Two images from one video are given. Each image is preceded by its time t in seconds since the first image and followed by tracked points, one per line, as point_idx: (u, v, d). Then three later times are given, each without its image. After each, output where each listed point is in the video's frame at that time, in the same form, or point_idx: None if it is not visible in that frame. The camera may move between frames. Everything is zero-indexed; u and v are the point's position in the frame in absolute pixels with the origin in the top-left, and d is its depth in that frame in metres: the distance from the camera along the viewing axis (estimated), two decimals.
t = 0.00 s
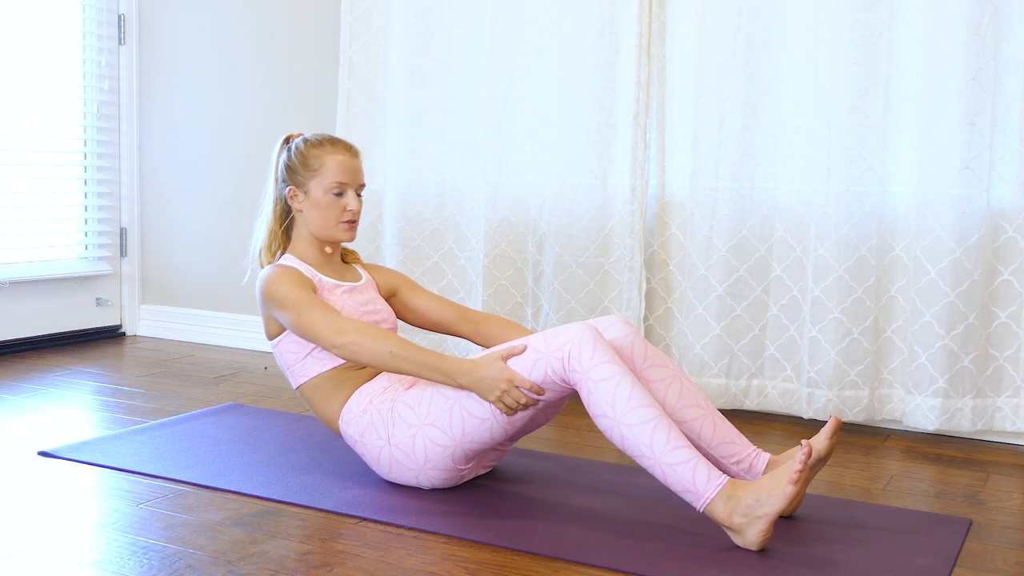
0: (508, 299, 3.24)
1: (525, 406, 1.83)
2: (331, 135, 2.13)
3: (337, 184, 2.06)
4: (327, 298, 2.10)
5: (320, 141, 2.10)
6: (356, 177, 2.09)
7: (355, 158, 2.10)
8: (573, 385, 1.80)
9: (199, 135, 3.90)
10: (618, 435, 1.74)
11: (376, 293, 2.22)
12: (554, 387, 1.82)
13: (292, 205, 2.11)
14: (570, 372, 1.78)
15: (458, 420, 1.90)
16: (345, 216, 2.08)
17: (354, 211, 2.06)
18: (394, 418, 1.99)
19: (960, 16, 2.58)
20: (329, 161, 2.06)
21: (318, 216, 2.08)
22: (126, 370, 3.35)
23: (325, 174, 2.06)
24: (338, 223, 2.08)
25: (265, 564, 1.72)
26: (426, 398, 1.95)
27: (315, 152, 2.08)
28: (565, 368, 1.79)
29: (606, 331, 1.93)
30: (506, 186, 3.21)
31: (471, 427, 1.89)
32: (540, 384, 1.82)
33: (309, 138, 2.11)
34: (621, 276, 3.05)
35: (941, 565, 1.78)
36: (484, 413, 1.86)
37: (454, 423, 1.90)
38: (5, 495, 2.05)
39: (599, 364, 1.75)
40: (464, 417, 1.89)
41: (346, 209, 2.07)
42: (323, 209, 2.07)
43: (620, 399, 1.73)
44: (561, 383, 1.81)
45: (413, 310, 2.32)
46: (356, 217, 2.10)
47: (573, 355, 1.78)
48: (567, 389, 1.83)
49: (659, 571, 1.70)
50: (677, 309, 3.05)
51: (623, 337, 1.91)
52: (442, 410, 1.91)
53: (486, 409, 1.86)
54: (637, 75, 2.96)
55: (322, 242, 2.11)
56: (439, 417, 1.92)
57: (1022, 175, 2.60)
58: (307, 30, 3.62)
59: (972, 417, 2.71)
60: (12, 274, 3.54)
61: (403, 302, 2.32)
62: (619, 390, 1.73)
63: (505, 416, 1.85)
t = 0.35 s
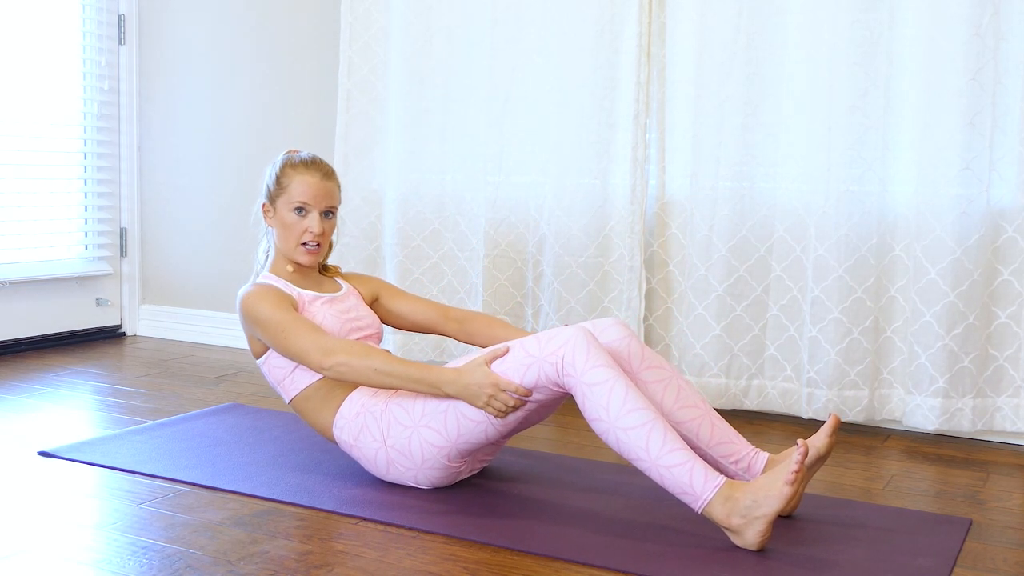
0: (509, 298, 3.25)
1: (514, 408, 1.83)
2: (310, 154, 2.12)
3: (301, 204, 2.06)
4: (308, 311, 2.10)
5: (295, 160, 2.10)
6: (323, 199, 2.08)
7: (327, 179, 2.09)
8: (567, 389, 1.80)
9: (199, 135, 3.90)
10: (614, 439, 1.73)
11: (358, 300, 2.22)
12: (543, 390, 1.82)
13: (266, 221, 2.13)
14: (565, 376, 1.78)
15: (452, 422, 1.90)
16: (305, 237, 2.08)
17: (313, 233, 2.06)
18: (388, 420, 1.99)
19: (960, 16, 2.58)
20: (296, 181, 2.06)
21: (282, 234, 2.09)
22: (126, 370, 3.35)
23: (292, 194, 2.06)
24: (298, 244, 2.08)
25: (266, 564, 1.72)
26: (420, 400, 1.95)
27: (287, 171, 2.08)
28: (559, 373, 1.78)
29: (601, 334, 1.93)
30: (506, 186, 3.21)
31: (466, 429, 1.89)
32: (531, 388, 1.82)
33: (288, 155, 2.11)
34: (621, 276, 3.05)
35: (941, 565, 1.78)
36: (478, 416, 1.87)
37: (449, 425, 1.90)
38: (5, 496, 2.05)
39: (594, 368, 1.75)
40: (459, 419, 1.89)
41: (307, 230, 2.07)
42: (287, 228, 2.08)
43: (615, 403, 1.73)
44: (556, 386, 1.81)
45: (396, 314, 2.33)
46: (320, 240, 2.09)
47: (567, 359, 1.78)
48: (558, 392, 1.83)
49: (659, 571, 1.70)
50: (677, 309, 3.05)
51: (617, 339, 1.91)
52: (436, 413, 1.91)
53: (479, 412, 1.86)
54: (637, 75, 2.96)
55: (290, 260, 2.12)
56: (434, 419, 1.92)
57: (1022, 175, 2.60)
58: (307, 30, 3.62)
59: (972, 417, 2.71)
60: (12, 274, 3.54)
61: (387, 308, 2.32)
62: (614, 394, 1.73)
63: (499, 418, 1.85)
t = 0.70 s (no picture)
0: (509, 298, 3.25)
1: (512, 407, 1.83)
2: (299, 157, 2.12)
3: (292, 209, 2.06)
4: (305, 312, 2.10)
5: (285, 164, 2.09)
6: (315, 203, 2.08)
7: (317, 183, 2.09)
8: (567, 389, 1.80)
9: (199, 134, 3.90)
10: (613, 439, 1.73)
11: (353, 301, 2.23)
12: (542, 390, 1.82)
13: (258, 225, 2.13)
14: (565, 377, 1.78)
15: (451, 420, 1.90)
16: (298, 242, 2.08)
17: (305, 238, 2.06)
18: (388, 419, 1.99)
19: (960, 16, 2.58)
20: (287, 186, 2.06)
21: (275, 239, 2.09)
22: (126, 371, 3.35)
23: (282, 199, 2.06)
24: (291, 249, 2.08)
25: (265, 563, 1.72)
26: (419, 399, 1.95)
27: (278, 175, 2.08)
28: (559, 373, 1.78)
29: (601, 334, 1.92)
30: (507, 186, 3.21)
31: (466, 428, 1.89)
32: (531, 389, 1.82)
33: (278, 159, 2.11)
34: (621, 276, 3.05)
35: (941, 565, 1.78)
36: (477, 415, 1.87)
37: (448, 423, 1.90)
38: (5, 496, 2.05)
39: (594, 368, 1.75)
40: (458, 418, 1.89)
41: (299, 236, 2.07)
42: (279, 233, 2.08)
43: (615, 403, 1.73)
44: (555, 386, 1.81)
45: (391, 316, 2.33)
46: (313, 244, 2.09)
47: (567, 359, 1.77)
48: (556, 392, 1.83)
49: (659, 571, 1.70)
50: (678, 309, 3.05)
51: (616, 339, 1.91)
52: (435, 411, 1.91)
53: (478, 411, 1.86)
54: (637, 75, 2.96)
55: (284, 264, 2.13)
56: (433, 418, 1.92)
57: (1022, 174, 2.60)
58: (307, 30, 3.62)
59: (972, 417, 2.71)
60: (12, 274, 3.54)
61: (382, 310, 2.32)
62: (614, 394, 1.73)
63: (498, 417, 1.85)
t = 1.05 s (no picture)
0: (509, 299, 3.25)
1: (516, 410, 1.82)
2: (311, 143, 2.13)
3: (321, 192, 2.07)
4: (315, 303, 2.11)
5: (302, 150, 2.10)
6: (340, 185, 2.10)
7: (338, 167, 2.11)
8: (569, 387, 1.80)
9: (199, 134, 3.90)
10: (615, 438, 1.74)
11: (361, 292, 2.23)
12: (545, 388, 1.82)
13: (275, 213, 2.11)
14: (568, 375, 1.78)
15: (456, 422, 1.89)
16: (328, 225, 2.09)
17: (337, 219, 2.07)
18: (393, 419, 1.99)
19: (960, 16, 2.58)
20: (312, 170, 2.07)
21: (301, 224, 2.08)
22: (126, 371, 3.35)
23: (308, 183, 2.06)
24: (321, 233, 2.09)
25: (266, 564, 1.72)
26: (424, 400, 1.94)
27: (299, 161, 2.08)
28: (562, 372, 1.79)
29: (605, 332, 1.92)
30: (507, 187, 3.21)
31: (471, 430, 1.89)
32: (534, 388, 1.82)
33: (292, 146, 2.11)
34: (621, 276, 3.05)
35: (941, 565, 1.78)
36: (482, 416, 1.86)
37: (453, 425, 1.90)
38: (5, 496, 2.05)
39: (596, 366, 1.75)
40: (463, 420, 1.88)
41: (330, 218, 2.08)
42: (307, 217, 2.07)
43: (617, 402, 1.73)
44: (559, 385, 1.81)
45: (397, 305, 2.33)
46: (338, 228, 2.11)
47: (570, 358, 1.77)
48: (560, 390, 1.83)
49: (659, 571, 1.70)
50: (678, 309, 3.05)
51: (616, 332, 1.91)
52: (441, 413, 1.91)
53: (484, 412, 1.85)
54: (637, 75, 2.96)
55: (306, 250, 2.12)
56: (438, 419, 1.92)
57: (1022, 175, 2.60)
58: (307, 30, 3.62)
59: (972, 417, 2.71)
60: (12, 274, 3.54)
61: (389, 300, 2.32)
62: (617, 394, 1.73)
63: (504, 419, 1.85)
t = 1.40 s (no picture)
0: (509, 299, 3.24)
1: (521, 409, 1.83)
2: (332, 125, 2.13)
3: (346, 174, 2.07)
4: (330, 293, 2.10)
5: (325, 133, 2.10)
6: (363, 167, 2.10)
7: (360, 149, 2.11)
8: (572, 386, 1.80)
9: (199, 134, 3.90)
10: (617, 436, 1.74)
11: (377, 283, 2.22)
12: (549, 390, 1.82)
13: (298, 197, 2.11)
14: (570, 373, 1.78)
15: (460, 424, 1.90)
16: (353, 206, 2.09)
17: (362, 200, 2.07)
18: (397, 421, 1.99)
19: (960, 16, 2.58)
20: (337, 152, 2.07)
21: (326, 207, 2.08)
22: (126, 371, 3.35)
23: (333, 165, 2.06)
24: (346, 215, 2.08)
25: (266, 564, 1.72)
26: (428, 402, 1.94)
27: (323, 143, 2.08)
28: (564, 370, 1.78)
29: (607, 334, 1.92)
30: (507, 187, 3.21)
31: (474, 431, 1.89)
32: (536, 387, 1.82)
33: (314, 129, 2.12)
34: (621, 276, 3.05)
35: (941, 565, 1.78)
36: (486, 417, 1.86)
37: (457, 427, 1.90)
38: (5, 495, 2.05)
39: (599, 365, 1.75)
40: (467, 421, 1.89)
41: (355, 199, 2.08)
42: (331, 200, 2.07)
43: (620, 400, 1.73)
44: (562, 385, 1.81)
45: (410, 299, 2.33)
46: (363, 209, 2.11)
47: (573, 356, 1.77)
48: (565, 391, 1.82)
49: (659, 571, 1.70)
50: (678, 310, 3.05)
51: (617, 333, 1.91)
52: (444, 414, 1.91)
53: (488, 413, 1.86)
54: (637, 75, 2.96)
55: (329, 233, 2.12)
56: (442, 421, 1.92)
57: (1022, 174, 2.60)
58: (307, 29, 3.62)
59: (972, 417, 2.72)
60: (12, 274, 3.54)
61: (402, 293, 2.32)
62: (619, 392, 1.73)
63: (508, 420, 1.85)
